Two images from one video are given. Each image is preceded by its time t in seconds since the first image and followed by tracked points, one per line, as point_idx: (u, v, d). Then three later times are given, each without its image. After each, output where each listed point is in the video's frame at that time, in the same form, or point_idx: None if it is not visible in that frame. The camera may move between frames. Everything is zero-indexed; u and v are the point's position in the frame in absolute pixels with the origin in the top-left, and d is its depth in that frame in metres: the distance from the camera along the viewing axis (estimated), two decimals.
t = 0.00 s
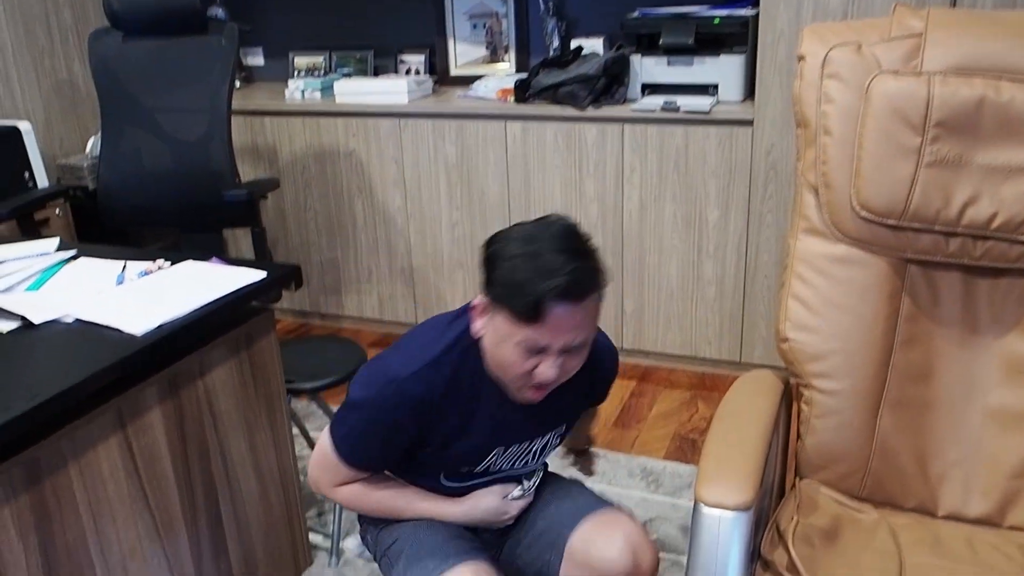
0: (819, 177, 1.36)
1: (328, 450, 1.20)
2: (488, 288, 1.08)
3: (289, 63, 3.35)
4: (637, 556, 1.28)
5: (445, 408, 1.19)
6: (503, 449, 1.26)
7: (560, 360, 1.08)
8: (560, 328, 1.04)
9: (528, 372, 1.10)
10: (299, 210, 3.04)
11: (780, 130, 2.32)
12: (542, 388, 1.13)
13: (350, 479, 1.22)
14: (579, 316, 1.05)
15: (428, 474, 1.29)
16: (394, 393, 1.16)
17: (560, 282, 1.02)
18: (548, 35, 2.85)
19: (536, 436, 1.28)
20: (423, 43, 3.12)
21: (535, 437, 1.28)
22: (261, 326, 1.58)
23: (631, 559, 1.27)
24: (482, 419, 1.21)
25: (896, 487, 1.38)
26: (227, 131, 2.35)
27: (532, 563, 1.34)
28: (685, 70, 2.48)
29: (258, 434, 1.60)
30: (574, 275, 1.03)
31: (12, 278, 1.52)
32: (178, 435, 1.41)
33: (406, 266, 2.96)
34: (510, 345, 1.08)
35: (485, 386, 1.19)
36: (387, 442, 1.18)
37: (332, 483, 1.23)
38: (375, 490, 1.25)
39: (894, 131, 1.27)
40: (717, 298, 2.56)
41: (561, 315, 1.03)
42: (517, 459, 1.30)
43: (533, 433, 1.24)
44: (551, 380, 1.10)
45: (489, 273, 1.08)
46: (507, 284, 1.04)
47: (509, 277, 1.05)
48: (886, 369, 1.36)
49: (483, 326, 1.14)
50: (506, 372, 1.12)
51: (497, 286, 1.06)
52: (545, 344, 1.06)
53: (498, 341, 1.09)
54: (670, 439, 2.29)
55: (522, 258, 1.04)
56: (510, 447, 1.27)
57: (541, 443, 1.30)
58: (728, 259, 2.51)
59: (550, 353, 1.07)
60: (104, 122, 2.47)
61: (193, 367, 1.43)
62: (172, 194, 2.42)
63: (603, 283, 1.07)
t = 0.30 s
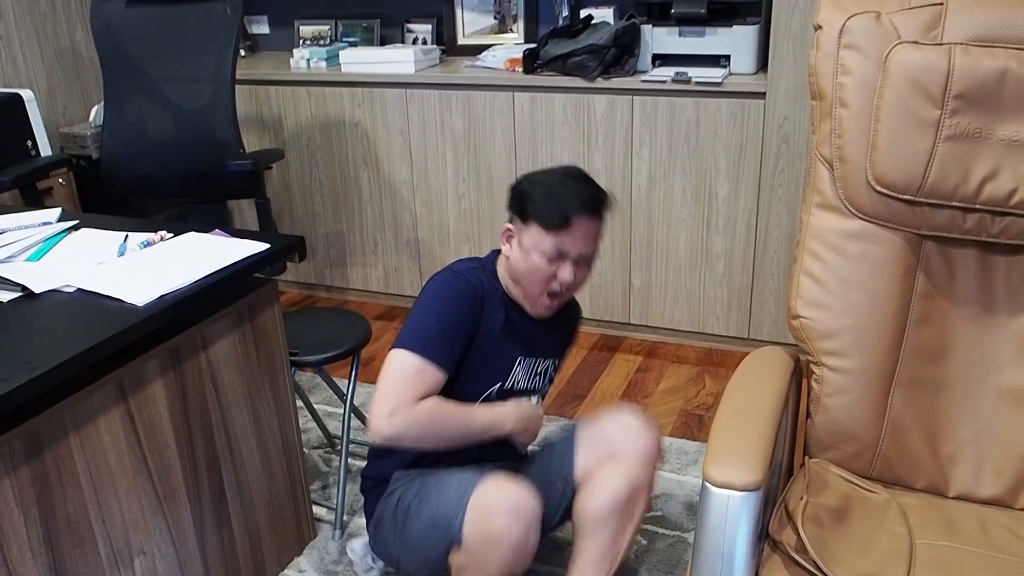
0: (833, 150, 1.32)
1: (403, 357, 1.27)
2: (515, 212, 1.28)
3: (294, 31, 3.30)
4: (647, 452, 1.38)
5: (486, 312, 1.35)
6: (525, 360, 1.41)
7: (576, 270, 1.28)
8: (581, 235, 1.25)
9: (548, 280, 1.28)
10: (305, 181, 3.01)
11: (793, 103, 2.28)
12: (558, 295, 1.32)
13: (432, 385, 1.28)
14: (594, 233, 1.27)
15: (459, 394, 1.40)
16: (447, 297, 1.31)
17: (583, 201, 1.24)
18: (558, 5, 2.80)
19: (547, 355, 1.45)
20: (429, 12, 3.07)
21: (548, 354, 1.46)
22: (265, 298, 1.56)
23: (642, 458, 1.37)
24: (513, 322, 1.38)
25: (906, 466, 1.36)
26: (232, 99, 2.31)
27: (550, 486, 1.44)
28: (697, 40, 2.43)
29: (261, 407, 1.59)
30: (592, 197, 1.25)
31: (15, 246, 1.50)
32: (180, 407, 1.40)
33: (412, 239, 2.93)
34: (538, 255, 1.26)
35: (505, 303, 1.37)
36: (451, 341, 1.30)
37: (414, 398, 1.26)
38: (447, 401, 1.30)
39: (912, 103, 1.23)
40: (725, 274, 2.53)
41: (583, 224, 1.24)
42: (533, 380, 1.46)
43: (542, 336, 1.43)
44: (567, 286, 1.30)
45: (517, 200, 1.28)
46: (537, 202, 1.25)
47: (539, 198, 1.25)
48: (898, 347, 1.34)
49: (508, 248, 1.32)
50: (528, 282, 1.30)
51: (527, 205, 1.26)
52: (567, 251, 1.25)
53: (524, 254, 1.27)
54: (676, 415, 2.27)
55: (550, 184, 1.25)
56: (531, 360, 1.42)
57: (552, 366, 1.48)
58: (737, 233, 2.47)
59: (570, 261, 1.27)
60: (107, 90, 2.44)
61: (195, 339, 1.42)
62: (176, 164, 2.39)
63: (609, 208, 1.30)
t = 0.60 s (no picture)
0: (857, 135, 1.26)
1: (393, 359, 1.45)
2: (470, 185, 1.48)
3: (301, 11, 3.24)
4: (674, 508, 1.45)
5: (461, 296, 1.51)
6: (507, 330, 1.57)
7: (535, 217, 1.46)
8: (531, 183, 1.45)
9: (513, 232, 1.45)
10: (312, 164, 2.97)
11: (811, 87, 2.21)
12: (526, 251, 1.47)
13: (418, 376, 1.47)
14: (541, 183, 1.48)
15: (457, 374, 1.56)
16: (422, 293, 1.47)
17: (527, 154, 1.46)
18: None
19: (526, 318, 1.60)
20: None
21: (528, 315, 1.60)
22: (268, 284, 1.52)
23: (672, 493, 1.46)
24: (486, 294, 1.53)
25: (929, 463, 1.31)
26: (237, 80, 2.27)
27: (573, 507, 1.54)
28: (713, 21, 2.36)
29: (265, 396, 1.56)
30: (531, 152, 1.48)
31: (13, 231, 1.47)
32: (181, 397, 1.36)
33: (420, 223, 2.89)
34: (500, 210, 1.44)
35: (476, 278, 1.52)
36: (434, 331, 1.47)
37: (405, 391, 1.45)
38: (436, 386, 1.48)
39: (941, 87, 1.16)
40: (740, 261, 2.48)
41: (530, 173, 1.46)
42: (519, 345, 1.60)
43: (517, 301, 1.58)
44: (530, 238, 1.47)
45: (468, 176, 1.48)
46: (489, 165, 1.45)
47: (489, 162, 1.46)
48: (922, 340, 1.29)
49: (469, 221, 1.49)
50: (495, 242, 1.45)
51: (479, 172, 1.46)
52: (523, 199, 1.44)
53: (487, 214, 1.45)
54: (688, 404, 2.22)
55: (493, 152, 1.47)
56: (512, 327, 1.58)
57: (534, 329, 1.62)
58: (753, 220, 2.42)
59: (528, 210, 1.45)
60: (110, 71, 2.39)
61: (197, 327, 1.38)
62: (180, 146, 2.35)
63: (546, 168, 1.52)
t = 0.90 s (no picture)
0: (918, 105, 1.16)
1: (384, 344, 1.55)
2: (466, 180, 1.56)
3: None
4: (683, 480, 1.28)
5: (454, 284, 1.57)
6: (504, 314, 1.60)
7: (527, 205, 1.52)
8: (519, 172, 1.52)
9: (505, 221, 1.51)
10: (341, 135, 2.91)
11: (862, 54, 2.10)
12: (522, 239, 1.53)
13: (409, 361, 1.55)
14: (532, 174, 1.55)
15: (456, 360, 1.61)
16: (413, 282, 1.55)
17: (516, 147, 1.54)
18: None
19: (527, 305, 1.62)
20: None
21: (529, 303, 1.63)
22: (294, 259, 1.47)
23: (676, 462, 1.28)
24: (484, 283, 1.57)
25: (989, 457, 1.23)
26: (263, 48, 2.21)
27: (576, 487, 1.37)
28: None
29: (291, 374, 1.52)
30: (521, 146, 1.56)
31: (34, 203, 1.43)
32: (205, 375, 1.33)
33: (451, 195, 2.82)
34: (492, 199, 1.51)
35: (473, 269, 1.58)
36: (423, 318, 1.55)
37: (392, 377, 1.53)
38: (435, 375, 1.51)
39: (1014, 52, 1.05)
40: (782, 236, 2.38)
41: (517, 164, 1.53)
42: (519, 331, 1.62)
43: (518, 288, 1.61)
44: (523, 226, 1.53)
45: (463, 172, 1.57)
46: (480, 158, 1.53)
47: (480, 157, 1.54)
48: (985, 326, 1.20)
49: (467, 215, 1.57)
50: (489, 232, 1.52)
51: (472, 166, 1.55)
52: (514, 188, 1.51)
53: (480, 206, 1.52)
54: (726, 384, 2.15)
55: (486, 147, 1.56)
56: (511, 313, 1.61)
57: (536, 316, 1.64)
58: (796, 194, 2.32)
59: (520, 197, 1.52)
60: (135, 39, 2.35)
61: (220, 304, 1.34)
62: (205, 115, 2.30)
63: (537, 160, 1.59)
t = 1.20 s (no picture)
0: (991, 88, 1.06)
1: (409, 316, 1.49)
2: (500, 169, 1.56)
3: None
4: (706, 489, 1.17)
5: (484, 265, 1.52)
6: (531, 299, 1.55)
7: (559, 193, 1.51)
8: (555, 163, 1.52)
9: (538, 207, 1.49)
10: (375, 104, 2.85)
11: (923, 30, 1.98)
12: (552, 227, 1.51)
13: (431, 334, 1.49)
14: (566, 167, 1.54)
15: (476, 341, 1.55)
16: (445, 257, 1.50)
17: (551, 139, 1.54)
18: None
19: (552, 297, 1.59)
20: None
21: (553, 296, 1.59)
22: (320, 235, 1.43)
23: (697, 469, 1.18)
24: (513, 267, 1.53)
25: None
26: (296, 13, 2.15)
27: (595, 481, 1.28)
28: None
29: (314, 353, 1.47)
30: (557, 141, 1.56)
31: (57, 170, 1.39)
32: (225, 353, 1.29)
33: (486, 169, 2.75)
34: (525, 184, 1.50)
35: (503, 254, 1.54)
36: (450, 294, 1.50)
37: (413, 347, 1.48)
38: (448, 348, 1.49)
39: None
40: (828, 220, 2.28)
41: (553, 155, 1.53)
42: (542, 319, 1.57)
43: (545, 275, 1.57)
44: (555, 214, 1.51)
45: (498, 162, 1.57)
46: (516, 148, 1.54)
47: (516, 147, 1.54)
48: None
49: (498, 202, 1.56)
50: (521, 216, 1.50)
51: (507, 156, 1.55)
52: (547, 175, 1.51)
53: (514, 191, 1.51)
54: (765, 374, 2.07)
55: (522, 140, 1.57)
56: (537, 300, 1.56)
57: (559, 309, 1.60)
58: (845, 177, 2.21)
59: (552, 185, 1.51)
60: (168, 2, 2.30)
61: (242, 280, 1.29)
62: (236, 81, 2.25)
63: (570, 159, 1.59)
